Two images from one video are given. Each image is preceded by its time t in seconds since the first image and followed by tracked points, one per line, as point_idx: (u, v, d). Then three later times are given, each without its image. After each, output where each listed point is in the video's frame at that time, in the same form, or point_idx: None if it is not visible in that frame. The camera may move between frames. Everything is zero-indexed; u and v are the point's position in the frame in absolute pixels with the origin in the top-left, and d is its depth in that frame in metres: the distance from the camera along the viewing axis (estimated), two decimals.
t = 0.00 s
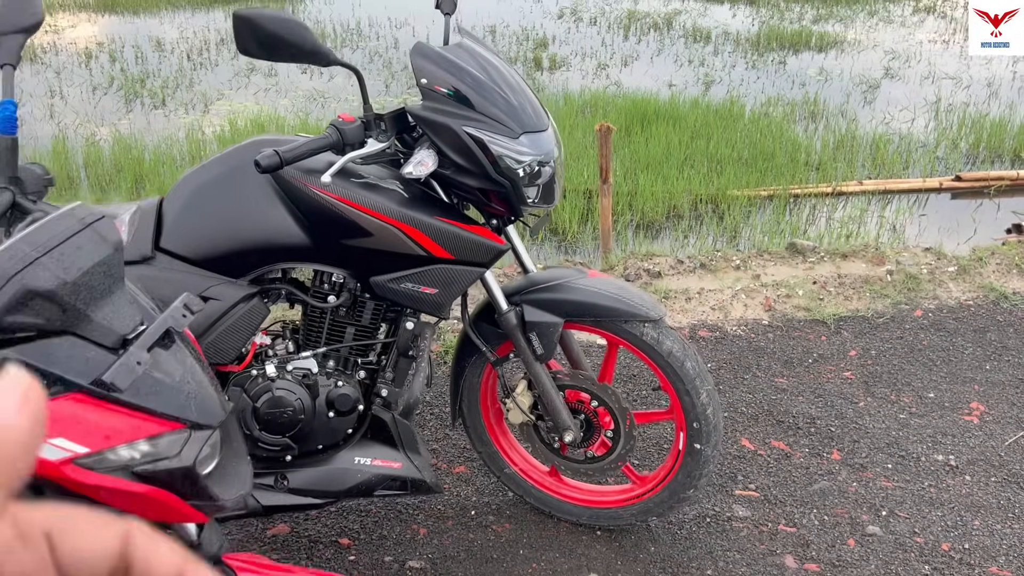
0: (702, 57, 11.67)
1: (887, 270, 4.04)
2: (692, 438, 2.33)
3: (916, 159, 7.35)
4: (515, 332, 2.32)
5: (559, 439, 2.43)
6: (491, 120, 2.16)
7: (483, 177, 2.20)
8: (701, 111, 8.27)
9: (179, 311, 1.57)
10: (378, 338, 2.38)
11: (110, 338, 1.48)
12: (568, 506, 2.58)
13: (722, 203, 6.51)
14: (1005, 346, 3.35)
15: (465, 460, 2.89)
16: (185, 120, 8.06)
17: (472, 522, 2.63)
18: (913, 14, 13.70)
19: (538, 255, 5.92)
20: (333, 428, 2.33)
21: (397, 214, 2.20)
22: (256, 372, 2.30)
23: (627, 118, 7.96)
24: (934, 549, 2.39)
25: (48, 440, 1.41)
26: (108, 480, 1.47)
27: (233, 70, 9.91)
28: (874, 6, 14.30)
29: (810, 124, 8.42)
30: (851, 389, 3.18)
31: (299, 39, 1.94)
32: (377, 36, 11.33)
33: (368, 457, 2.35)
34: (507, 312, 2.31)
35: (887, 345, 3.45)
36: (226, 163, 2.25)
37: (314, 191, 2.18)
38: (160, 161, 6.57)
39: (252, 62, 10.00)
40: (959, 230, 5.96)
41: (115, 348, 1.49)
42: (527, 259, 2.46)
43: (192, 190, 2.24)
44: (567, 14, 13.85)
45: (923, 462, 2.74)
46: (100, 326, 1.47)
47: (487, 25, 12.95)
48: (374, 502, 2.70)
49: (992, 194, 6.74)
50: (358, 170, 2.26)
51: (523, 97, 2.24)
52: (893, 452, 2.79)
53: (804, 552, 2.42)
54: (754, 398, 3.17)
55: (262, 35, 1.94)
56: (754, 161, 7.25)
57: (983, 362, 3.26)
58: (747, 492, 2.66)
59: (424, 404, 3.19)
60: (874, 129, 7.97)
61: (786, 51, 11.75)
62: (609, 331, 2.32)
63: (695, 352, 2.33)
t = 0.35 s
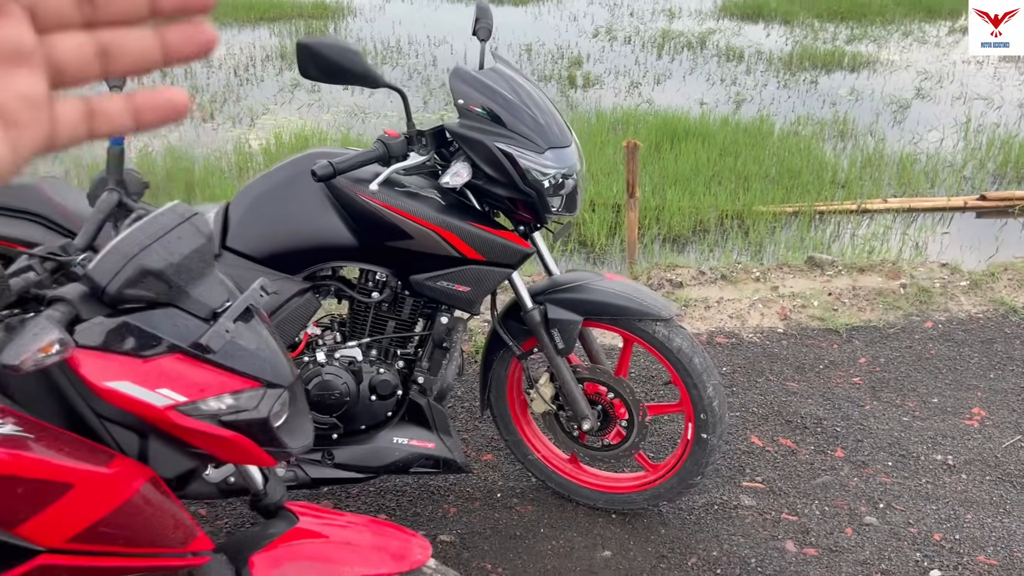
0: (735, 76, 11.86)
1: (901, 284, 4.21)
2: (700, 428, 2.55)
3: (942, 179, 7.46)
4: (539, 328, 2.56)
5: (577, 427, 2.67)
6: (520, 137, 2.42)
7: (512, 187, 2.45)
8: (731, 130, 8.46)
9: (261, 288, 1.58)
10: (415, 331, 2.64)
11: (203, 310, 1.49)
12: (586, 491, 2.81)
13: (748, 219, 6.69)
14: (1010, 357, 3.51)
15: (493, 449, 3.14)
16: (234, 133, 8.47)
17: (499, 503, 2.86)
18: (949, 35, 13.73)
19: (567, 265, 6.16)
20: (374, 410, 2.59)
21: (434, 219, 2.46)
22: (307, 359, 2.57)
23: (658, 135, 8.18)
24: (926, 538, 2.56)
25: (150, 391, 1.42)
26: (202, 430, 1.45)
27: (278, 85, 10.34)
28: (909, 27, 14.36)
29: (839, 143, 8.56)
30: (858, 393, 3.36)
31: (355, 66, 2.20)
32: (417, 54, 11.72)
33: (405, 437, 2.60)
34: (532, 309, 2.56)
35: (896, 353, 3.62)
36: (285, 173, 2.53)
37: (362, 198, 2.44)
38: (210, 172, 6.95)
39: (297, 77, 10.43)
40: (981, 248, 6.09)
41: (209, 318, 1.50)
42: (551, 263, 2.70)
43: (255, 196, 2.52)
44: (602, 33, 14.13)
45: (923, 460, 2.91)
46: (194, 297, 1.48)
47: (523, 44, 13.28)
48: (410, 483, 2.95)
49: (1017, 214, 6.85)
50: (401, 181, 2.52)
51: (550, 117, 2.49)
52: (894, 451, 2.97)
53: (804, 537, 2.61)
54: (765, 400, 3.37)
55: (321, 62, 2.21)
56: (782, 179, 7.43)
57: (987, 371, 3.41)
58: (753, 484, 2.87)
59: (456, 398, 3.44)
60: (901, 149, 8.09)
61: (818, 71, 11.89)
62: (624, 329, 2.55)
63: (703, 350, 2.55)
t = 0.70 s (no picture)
0: (764, 92, 11.95)
1: (917, 302, 4.31)
2: (710, 438, 2.69)
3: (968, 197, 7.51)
4: (559, 341, 2.73)
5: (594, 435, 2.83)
6: (543, 162, 2.60)
7: (536, 209, 2.64)
8: (757, 146, 8.57)
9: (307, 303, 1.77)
10: (443, 342, 2.83)
11: (257, 322, 1.68)
12: (601, 496, 2.96)
13: (772, 235, 6.79)
14: (1021, 375, 3.60)
15: (515, 454, 3.31)
16: (272, 146, 8.77)
17: (519, 506, 3.03)
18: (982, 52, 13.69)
19: (592, 278, 6.32)
20: (403, 415, 2.78)
21: (462, 238, 2.65)
22: (343, 366, 2.77)
23: (684, 151, 8.30)
24: (927, 548, 2.67)
25: (210, 391, 1.61)
26: (253, 427, 1.63)
27: (315, 98, 10.64)
28: (942, 42, 14.33)
29: (866, 160, 8.62)
30: (869, 408, 3.48)
31: (393, 98, 2.41)
32: (450, 68, 11.98)
33: (433, 440, 2.79)
34: (552, 323, 2.73)
35: (909, 370, 3.73)
36: (325, 194, 2.74)
37: (396, 219, 2.64)
38: (249, 184, 7.23)
39: (332, 91, 10.73)
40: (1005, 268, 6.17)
41: (261, 329, 1.69)
42: (571, 279, 2.88)
43: (298, 215, 2.73)
44: (633, 47, 14.29)
45: (929, 474, 3.02)
46: (249, 310, 1.68)
47: (554, 58, 13.49)
48: (436, 485, 3.13)
49: None
50: (432, 202, 2.72)
51: (572, 143, 2.68)
52: (901, 464, 3.09)
53: (810, 545, 2.74)
54: (778, 412, 3.50)
55: (362, 95, 2.41)
56: (807, 196, 7.52)
57: (997, 389, 3.51)
58: (763, 493, 3.00)
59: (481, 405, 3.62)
60: (928, 167, 8.14)
61: (848, 87, 11.92)
62: (639, 343, 2.71)
63: (714, 364, 2.71)
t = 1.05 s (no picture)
0: (784, 100, 11.97)
1: (920, 305, 4.36)
2: (702, 426, 2.78)
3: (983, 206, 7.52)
4: (557, 330, 2.83)
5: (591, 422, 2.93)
6: (544, 157, 2.71)
7: (535, 203, 2.75)
8: (773, 152, 8.61)
9: (308, 281, 1.89)
10: (446, 329, 2.94)
11: (261, 295, 1.80)
12: (598, 482, 3.05)
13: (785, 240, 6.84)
14: (1019, 376, 3.65)
15: (517, 442, 3.41)
16: (295, 148, 8.96)
17: (519, 490, 3.13)
18: (1006, 63, 13.63)
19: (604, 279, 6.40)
20: (406, 398, 2.88)
21: (464, 229, 2.76)
22: (349, 350, 2.88)
23: (701, 156, 8.36)
24: (915, 538, 2.73)
25: (217, 357, 1.72)
26: (257, 392, 1.73)
27: (338, 102, 10.84)
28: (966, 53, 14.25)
29: (882, 168, 8.63)
30: (866, 405, 3.53)
31: (400, 95, 2.52)
32: (471, 74, 12.14)
33: (435, 423, 2.89)
34: (551, 313, 2.83)
35: (908, 370, 3.78)
36: (335, 186, 2.87)
37: (402, 210, 2.75)
38: (271, 184, 7.41)
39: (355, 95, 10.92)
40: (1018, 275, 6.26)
41: (265, 302, 1.81)
42: (571, 271, 2.98)
43: (310, 206, 2.85)
44: (655, 55, 14.37)
45: (921, 468, 3.08)
46: (254, 284, 1.80)
47: (575, 65, 13.60)
48: (440, 469, 3.24)
49: None
50: (436, 195, 2.84)
51: (573, 142, 2.79)
52: (894, 459, 3.14)
53: (800, 532, 2.81)
54: (777, 407, 3.56)
55: (370, 92, 2.53)
56: (821, 202, 7.56)
57: (995, 389, 3.56)
58: (757, 483, 3.07)
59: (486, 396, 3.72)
60: (944, 175, 8.14)
61: (869, 96, 11.90)
62: (634, 333, 2.81)
63: (707, 354, 2.80)
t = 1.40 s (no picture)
0: (799, 105, 11.98)
1: (916, 303, 4.43)
2: (684, 410, 2.91)
3: (992, 211, 7.53)
4: (546, 316, 2.91)
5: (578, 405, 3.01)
6: (534, 148, 2.81)
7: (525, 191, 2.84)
8: (784, 156, 8.65)
9: (295, 257, 2.01)
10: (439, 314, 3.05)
11: (250, 268, 1.91)
12: (586, 465, 3.14)
13: (791, 241, 6.87)
14: (1009, 373, 3.72)
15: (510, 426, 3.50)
16: (311, 147, 9.13)
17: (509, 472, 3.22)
18: None
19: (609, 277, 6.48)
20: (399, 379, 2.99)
21: (457, 216, 2.86)
22: (345, 332, 2.98)
23: (711, 159, 8.41)
24: (892, 524, 2.80)
25: (207, 322, 1.82)
26: (244, 356, 1.84)
27: (356, 103, 11.01)
28: (985, 59, 14.21)
29: (893, 172, 8.64)
30: (855, 398, 3.59)
31: (395, 87, 2.65)
32: (488, 76, 12.27)
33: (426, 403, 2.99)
34: (540, 299, 2.92)
35: (899, 365, 3.84)
36: (335, 176, 3.00)
37: (396, 198, 2.87)
38: (286, 181, 7.57)
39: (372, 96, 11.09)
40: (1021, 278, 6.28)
41: (254, 274, 1.91)
42: (561, 260, 3.11)
43: (310, 194, 2.99)
44: (671, 60, 14.42)
45: (904, 458, 3.14)
46: (244, 257, 1.91)
47: (592, 68, 13.68)
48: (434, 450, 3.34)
49: None
50: (431, 183, 2.93)
51: (564, 138, 2.89)
52: (878, 449, 3.21)
53: (780, 515, 2.89)
54: (766, 398, 3.64)
55: (367, 83, 2.65)
56: (829, 205, 7.60)
57: (983, 385, 3.63)
58: (741, 469, 3.14)
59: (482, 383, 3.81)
60: (954, 180, 8.16)
61: (885, 102, 11.89)
62: (620, 320, 2.92)
63: (689, 340, 2.93)
